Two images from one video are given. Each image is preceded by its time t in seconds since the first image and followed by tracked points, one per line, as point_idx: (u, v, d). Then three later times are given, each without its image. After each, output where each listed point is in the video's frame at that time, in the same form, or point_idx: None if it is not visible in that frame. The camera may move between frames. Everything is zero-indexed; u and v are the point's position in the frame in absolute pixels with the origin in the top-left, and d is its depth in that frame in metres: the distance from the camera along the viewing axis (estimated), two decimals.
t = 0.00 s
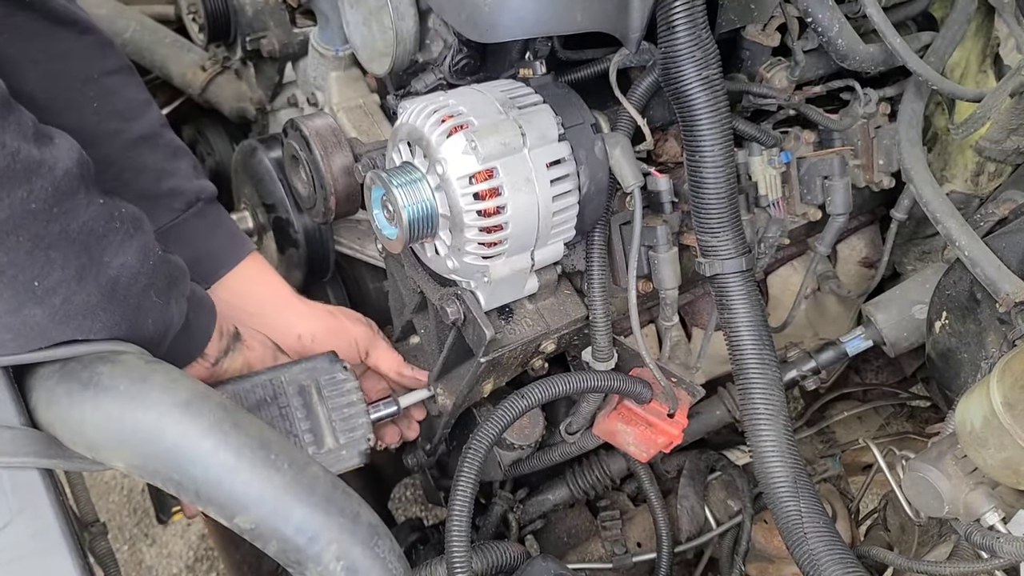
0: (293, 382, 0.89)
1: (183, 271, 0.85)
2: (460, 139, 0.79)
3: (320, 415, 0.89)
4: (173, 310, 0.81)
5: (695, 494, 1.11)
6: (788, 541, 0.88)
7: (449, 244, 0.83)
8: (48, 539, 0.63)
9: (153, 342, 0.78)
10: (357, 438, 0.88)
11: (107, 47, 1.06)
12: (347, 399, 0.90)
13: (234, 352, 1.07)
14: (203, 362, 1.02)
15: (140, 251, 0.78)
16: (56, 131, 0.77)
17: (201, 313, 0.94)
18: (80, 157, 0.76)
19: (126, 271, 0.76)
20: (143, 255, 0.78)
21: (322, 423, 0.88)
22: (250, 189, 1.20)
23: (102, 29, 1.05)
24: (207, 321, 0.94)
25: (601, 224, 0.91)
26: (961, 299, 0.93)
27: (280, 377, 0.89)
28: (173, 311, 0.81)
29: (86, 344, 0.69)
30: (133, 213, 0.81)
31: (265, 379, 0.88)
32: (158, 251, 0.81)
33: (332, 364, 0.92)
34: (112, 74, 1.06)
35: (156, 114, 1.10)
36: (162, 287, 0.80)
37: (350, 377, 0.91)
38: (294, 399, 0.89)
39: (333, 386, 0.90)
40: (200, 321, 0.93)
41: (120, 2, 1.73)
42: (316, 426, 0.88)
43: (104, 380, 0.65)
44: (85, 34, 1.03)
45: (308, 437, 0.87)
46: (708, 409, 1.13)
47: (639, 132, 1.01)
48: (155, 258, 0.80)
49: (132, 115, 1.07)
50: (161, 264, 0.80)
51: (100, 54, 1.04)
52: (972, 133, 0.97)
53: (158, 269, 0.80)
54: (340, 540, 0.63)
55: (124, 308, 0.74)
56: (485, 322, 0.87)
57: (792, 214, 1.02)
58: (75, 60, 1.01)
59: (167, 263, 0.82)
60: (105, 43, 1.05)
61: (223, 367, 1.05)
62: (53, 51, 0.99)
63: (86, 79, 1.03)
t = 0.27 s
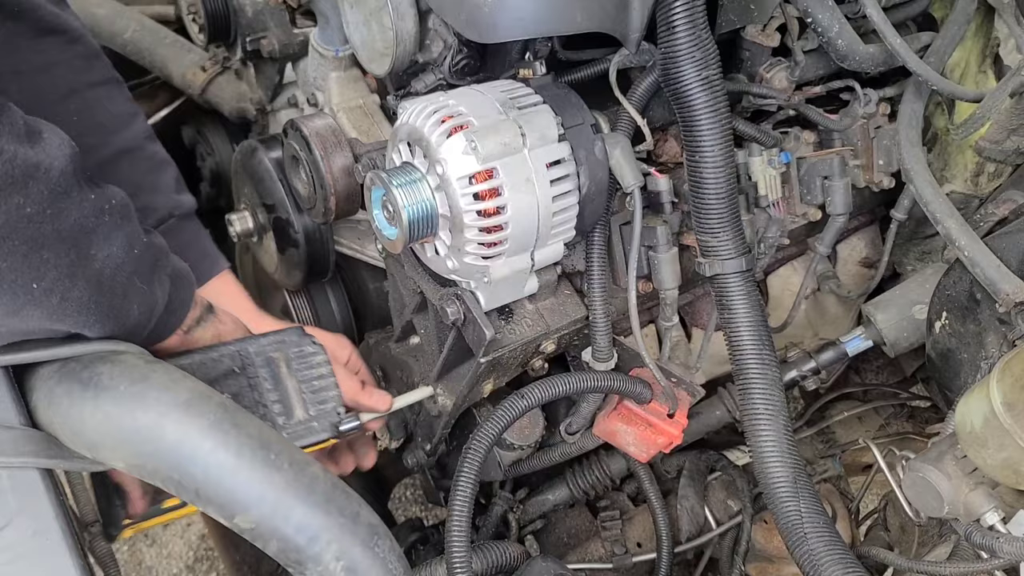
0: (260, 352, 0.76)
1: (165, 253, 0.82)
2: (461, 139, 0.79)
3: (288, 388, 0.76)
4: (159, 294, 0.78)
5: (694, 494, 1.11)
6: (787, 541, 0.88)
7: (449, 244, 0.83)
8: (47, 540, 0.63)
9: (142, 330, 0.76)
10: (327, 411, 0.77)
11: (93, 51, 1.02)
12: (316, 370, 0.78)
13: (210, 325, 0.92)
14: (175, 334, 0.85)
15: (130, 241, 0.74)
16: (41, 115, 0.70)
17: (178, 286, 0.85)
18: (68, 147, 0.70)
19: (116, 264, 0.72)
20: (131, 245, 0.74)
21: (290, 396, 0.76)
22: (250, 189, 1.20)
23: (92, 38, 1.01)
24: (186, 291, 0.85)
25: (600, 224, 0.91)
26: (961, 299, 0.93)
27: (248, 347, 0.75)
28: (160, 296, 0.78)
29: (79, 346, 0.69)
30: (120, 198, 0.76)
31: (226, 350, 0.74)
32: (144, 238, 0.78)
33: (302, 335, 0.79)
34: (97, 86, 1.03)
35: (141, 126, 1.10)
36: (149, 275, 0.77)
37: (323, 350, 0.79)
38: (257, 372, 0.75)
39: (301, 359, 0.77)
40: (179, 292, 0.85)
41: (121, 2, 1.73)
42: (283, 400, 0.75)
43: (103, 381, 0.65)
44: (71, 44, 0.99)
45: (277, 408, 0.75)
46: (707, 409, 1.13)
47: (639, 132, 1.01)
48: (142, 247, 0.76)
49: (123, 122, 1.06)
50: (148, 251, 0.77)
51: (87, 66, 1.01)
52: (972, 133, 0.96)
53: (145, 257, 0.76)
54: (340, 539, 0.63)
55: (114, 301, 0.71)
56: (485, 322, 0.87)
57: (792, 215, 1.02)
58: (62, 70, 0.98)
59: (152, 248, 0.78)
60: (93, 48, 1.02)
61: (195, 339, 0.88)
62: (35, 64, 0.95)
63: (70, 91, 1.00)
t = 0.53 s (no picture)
0: (233, 310, 0.80)
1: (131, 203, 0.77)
2: (460, 139, 0.79)
3: (257, 351, 0.80)
4: (124, 241, 0.75)
5: (694, 493, 1.11)
6: (787, 540, 0.88)
7: (449, 244, 0.83)
8: (47, 539, 0.63)
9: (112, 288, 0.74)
10: (292, 381, 0.80)
11: (67, 25, 0.90)
12: (288, 341, 0.81)
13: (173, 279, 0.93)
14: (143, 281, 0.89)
15: (90, 205, 0.70)
16: None
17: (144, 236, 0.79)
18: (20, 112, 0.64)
19: (75, 233, 0.68)
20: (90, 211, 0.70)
21: (257, 359, 0.79)
22: (250, 188, 1.20)
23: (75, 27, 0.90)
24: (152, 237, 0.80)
25: (600, 224, 0.91)
26: (960, 299, 0.93)
27: (220, 304, 0.80)
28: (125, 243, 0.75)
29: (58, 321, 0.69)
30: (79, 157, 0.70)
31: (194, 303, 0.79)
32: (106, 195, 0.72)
33: (277, 302, 0.83)
34: (74, 79, 0.88)
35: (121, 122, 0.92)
36: (114, 233, 0.73)
37: (294, 321, 0.82)
38: (227, 328, 0.79)
39: (273, 325, 0.81)
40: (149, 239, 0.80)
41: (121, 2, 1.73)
42: (250, 358, 0.79)
43: (104, 381, 0.65)
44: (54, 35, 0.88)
45: (243, 369, 0.78)
46: (707, 409, 1.13)
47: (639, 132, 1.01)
48: (103, 208, 0.71)
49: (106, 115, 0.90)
50: (112, 210, 0.73)
51: (68, 60, 0.88)
52: (972, 133, 0.96)
53: (107, 218, 0.72)
54: (340, 539, 0.63)
55: (74, 268, 0.68)
56: (485, 322, 0.87)
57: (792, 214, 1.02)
58: (37, 63, 0.86)
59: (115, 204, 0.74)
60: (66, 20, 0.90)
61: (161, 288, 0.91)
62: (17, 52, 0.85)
63: (45, 84, 0.86)
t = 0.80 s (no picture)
0: (243, 322, 0.78)
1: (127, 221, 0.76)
2: (460, 139, 0.79)
3: (261, 365, 0.77)
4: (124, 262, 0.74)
5: (694, 494, 1.11)
6: (787, 541, 0.88)
7: (449, 244, 0.83)
8: (48, 540, 0.63)
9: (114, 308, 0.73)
10: (291, 402, 0.77)
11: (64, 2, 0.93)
12: (294, 358, 0.79)
13: (189, 278, 0.92)
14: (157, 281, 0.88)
15: (81, 232, 0.69)
16: None
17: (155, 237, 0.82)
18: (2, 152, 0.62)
19: (67, 265, 0.67)
20: (81, 237, 0.69)
21: (260, 374, 0.77)
22: (249, 189, 1.20)
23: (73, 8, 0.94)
24: (161, 240, 0.82)
25: (600, 224, 0.91)
26: (960, 299, 0.93)
27: (232, 315, 0.77)
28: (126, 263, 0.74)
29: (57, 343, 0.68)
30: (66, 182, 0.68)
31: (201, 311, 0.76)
32: (98, 218, 0.71)
33: (288, 317, 0.80)
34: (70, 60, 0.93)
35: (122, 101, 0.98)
36: (112, 257, 0.72)
37: (303, 339, 0.79)
38: (235, 343, 0.76)
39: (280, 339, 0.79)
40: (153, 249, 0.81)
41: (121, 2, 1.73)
42: (253, 373, 0.76)
43: (104, 382, 0.65)
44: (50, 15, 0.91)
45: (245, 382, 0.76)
46: (707, 409, 1.13)
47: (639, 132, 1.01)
48: (95, 233, 0.70)
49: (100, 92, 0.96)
50: (105, 234, 0.72)
51: (67, 39, 0.93)
52: (972, 134, 0.96)
53: (101, 244, 0.71)
54: (339, 540, 0.63)
55: (72, 295, 0.67)
56: (485, 322, 0.87)
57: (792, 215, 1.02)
58: (35, 45, 0.90)
59: (109, 227, 0.73)
60: None
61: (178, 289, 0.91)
62: (11, 38, 0.88)
63: (46, 66, 0.91)
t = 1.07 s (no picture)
0: (244, 325, 0.77)
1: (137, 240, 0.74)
2: (460, 140, 0.79)
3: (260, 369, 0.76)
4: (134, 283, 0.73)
5: (694, 494, 1.11)
6: (787, 541, 0.88)
7: (449, 244, 0.83)
8: (48, 540, 0.63)
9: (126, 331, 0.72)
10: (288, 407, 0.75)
11: None
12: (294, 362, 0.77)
13: (192, 279, 0.90)
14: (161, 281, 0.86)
15: (87, 256, 0.67)
16: None
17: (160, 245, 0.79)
18: None
19: (70, 289, 0.66)
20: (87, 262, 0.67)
21: (260, 378, 0.75)
22: (249, 189, 1.20)
23: None
24: (165, 248, 0.80)
25: (600, 225, 0.91)
26: (960, 299, 0.93)
27: (232, 316, 0.76)
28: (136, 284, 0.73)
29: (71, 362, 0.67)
30: (67, 205, 0.67)
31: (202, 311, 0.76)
32: (105, 238, 0.70)
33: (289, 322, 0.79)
34: (76, 50, 1.01)
35: (130, 88, 1.06)
36: (122, 278, 0.71)
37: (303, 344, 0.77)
38: (235, 344, 0.75)
39: (281, 346, 0.77)
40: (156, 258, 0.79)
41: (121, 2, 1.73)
42: (252, 377, 0.75)
43: (103, 381, 0.64)
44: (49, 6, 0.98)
45: (241, 385, 0.74)
46: (707, 409, 1.13)
47: (639, 132, 1.01)
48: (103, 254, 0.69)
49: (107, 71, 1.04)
50: (114, 254, 0.70)
51: (64, 30, 1.00)
52: (972, 134, 0.96)
53: (108, 265, 0.69)
54: (339, 540, 0.63)
55: (82, 321, 0.66)
56: (485, 322, 0.87)
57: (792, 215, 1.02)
58: (35, 37, 0.98)
59: (118, 247, 0.71)
60: None
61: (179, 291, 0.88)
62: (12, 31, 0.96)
63: (47, 59, 0.99)
